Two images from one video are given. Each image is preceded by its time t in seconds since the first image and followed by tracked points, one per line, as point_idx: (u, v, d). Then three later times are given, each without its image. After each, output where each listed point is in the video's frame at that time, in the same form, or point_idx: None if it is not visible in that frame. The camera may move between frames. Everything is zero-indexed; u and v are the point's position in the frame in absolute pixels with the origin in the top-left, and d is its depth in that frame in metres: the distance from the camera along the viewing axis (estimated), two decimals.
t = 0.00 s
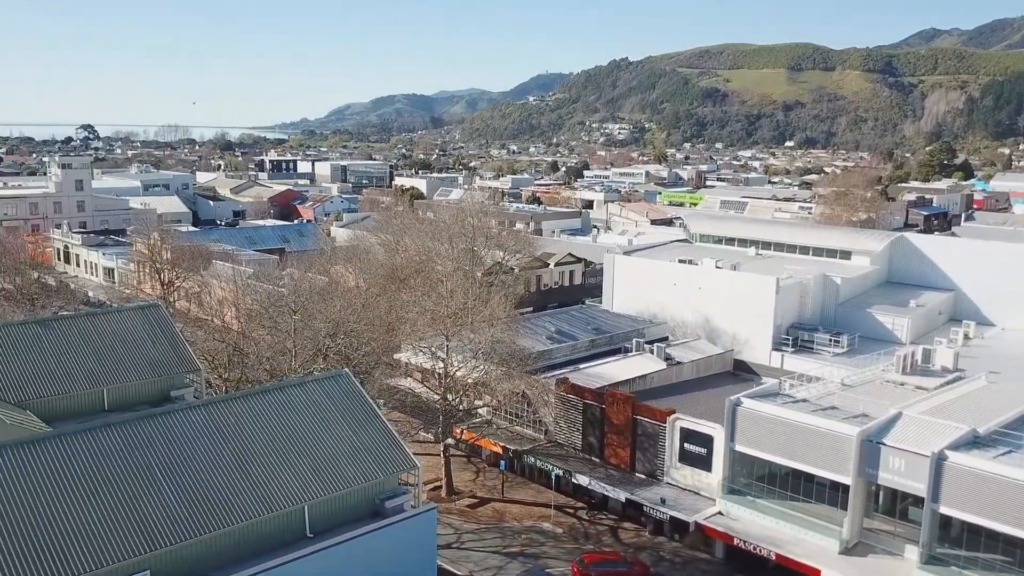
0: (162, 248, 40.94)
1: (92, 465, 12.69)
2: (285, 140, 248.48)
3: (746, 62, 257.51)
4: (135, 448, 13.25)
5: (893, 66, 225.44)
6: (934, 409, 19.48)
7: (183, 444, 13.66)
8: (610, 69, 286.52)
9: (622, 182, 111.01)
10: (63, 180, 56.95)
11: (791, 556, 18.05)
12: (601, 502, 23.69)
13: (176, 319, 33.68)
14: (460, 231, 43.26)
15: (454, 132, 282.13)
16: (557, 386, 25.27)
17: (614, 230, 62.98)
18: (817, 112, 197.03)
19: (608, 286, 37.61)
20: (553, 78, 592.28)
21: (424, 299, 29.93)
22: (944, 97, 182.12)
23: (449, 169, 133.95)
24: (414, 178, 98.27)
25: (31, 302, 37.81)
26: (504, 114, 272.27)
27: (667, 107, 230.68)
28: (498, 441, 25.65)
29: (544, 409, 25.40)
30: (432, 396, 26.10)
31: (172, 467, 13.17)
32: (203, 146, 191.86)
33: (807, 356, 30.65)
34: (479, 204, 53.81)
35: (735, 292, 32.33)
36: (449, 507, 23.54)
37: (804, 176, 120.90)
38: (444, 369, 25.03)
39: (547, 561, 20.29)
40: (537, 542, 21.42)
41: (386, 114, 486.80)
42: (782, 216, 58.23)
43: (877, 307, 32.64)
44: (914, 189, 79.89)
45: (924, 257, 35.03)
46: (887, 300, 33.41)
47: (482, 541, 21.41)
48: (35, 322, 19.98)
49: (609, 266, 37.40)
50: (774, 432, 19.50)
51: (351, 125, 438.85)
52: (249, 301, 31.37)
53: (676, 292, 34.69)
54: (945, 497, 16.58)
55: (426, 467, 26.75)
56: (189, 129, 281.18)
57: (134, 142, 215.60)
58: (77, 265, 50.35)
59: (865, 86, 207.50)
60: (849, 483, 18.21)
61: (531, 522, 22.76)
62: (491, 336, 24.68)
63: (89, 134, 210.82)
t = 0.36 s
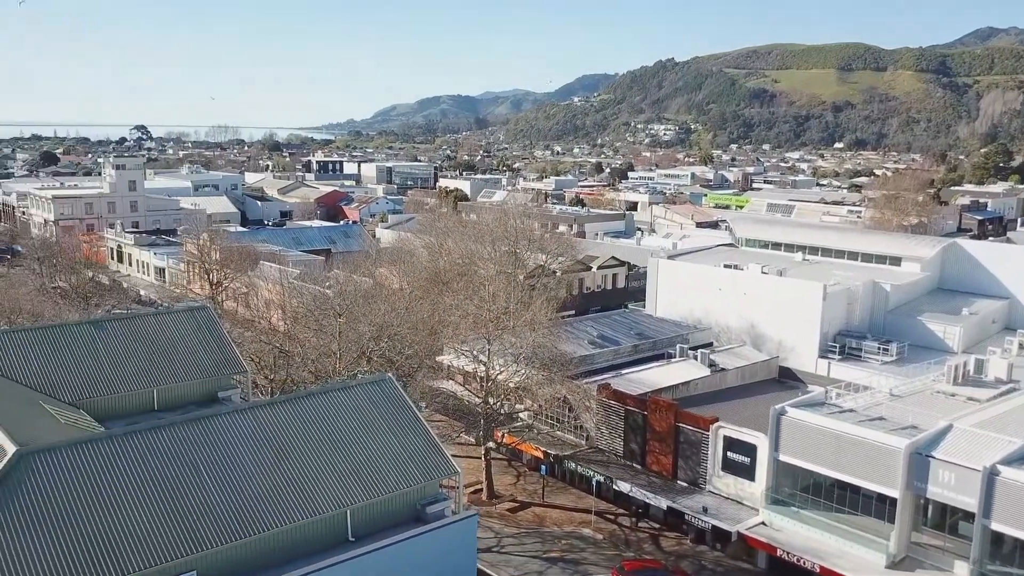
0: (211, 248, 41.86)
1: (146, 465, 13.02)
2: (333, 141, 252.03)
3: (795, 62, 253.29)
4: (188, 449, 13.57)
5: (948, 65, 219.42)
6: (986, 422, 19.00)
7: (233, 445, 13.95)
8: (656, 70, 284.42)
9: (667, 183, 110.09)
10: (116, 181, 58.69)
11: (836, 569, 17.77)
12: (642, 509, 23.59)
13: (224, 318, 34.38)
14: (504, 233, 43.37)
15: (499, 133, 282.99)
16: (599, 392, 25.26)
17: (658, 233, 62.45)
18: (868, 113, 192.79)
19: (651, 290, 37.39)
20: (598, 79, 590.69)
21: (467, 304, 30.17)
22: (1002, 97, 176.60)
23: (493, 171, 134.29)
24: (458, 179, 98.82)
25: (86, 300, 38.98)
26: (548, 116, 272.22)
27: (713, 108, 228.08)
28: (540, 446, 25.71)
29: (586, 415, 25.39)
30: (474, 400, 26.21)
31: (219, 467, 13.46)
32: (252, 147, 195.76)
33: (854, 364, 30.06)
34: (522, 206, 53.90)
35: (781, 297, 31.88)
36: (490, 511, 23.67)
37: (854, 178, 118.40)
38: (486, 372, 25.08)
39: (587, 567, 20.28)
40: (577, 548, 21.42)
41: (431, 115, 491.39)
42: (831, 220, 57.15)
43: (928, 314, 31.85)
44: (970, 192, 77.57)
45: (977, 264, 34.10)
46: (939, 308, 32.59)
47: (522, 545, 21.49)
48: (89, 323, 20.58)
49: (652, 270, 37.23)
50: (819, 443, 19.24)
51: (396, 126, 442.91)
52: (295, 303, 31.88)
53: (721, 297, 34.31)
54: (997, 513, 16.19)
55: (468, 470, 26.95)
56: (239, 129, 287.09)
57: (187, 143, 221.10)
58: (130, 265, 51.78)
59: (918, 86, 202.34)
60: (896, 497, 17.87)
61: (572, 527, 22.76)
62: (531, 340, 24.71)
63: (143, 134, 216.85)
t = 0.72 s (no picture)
0: (265, 249, 42.77)
1: (203, 467, 13.42)
2: (385, 142, 255.18)
3: (853, 62, 247.59)
4: (242, 452, 13.94)
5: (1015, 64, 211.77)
6: None
7: (286, 449, 14.30)
8: (709, 70, 281.07)
9: (719, 186, 108.64)
10: (175, 183, 60.43)
11: None
12: (689, 518, 23.40)
13: (279, 319, 35.14)
14: (552, 237, 43.36)
15: (549, 134, 283.11)
16: (647, 399, 25.14)
17: (710, 237, 61.59)
18: (929, 114, 187.30)
19: (703, 296, 37.07)
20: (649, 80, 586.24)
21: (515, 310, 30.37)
22: None
23: (542, 172, 134.37)
24: (509, 181, 99.08)
25: (146, 300, 40.24)
26: (599, 117, 271.26)
27: (767, 109, 224.32)
28: (586, 452, 25.69)
29: (634, 422, 25.28)
30: (521, 404, 26.31)
31: (271, 472, 13.77)
32: (307, 148, 199.57)
33: (910, 376, 29.35)
34: (572, 210, 53.80)
35: (835, 305, 31.26)
36: (536, 516, 23.74)
37: (914, 181, 115.06)
38: (533, 377, 25.14)
39: None
40: (623, 556, 21.34)
41: (481, 117, 493.97)
42: (889, 225, 55.69)
43: (989, 324, 30.86)
44: None
45: None
46: (1001, 318, 31.54)
47: (568, 551, 21.53)
48: (147, 324, 21.40)
49: (703, 276, 36.90)
50: (873, 456, 18.88)
51: (448, 127, 445.75)
52: (347, 304, 32.40)
53: (773, 304, 33.81)
54: None
55: (515, 474, 27.06)
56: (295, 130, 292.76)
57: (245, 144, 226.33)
58: (187, 265, 53.27)
59: (983, 87, 195.75)
60: (953, 514, 17.43)
61: (618, 535, 22.70)
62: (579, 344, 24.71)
63: (201, 135, 222.84)
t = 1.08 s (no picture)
0: (313, 251, 43.58)
1: (250, 470, 13.75)
2: (432, 143, 257.59)
3: (908, 62, 241.80)
4: (288, 457, 14.26)
5: None
6: None
7: (330, 455, 14.58)
8: (758, 71, 277.35)
9: (768, 188, 107.13)
10: (226, 185, 61.84)
11: None
12: (733, 527, 23.18)
13: (326, 320, 35.80)
14: (597, 240, 43.25)
15: (595, 136, 282.52)
16: (692, 407, 24.96)
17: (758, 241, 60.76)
18: (987, 115, 181.92)
19: (750, 302, 36.64)
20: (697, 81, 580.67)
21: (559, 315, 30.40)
22: None
23: (588, 174, 134.08)
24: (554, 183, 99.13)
25: (198, 300, 41.31)
26: (645, 119, 269.71)
27: (818, 110, 220.35)
28: (630, 458, 25.60)
29: (678, 429, 25.12)
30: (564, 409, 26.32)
31: (315, 476, 14.06)
32: (356, 149, 202.51)
33: (964, 387, 28.65)
34: (617, 213, 53.60)
35: (886, 313, 30.61)
36: (578, 522, 23.73)
37: (972, 184, 111.74)
38: (576, 383, 25.16)
39: None
40: (665, 564, 21.22)
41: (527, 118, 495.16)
42: (945, 230, 54.22)
43: None
44: None
45: None
46: None
47: (610, 558, 21.49)
48: (198, 326, 22.01)
49: (750, 281, 36.47)
50: (924, 469, 18.51)
51: (494, 129, 447.42)
52: (393, 307, 32.84)
53: (822, 311, 33.25)
54: None
55: (557, 480, 27.08)
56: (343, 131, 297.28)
57: (295, 146, 230.52)
58: (238, 265, 54.55)
59: None
60: (1008, 530, 16.98)
61: (660, 543, 22.57)
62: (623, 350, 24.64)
63: (252, 136, 227.63)
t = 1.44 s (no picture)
0: (365, 254, 44.27)
1: (299, 476, 14.06)
2: (482, 144, 259.11)
3: (972, 62, 234.30)
4: (336, 462, 14.54)
5: None
6: None
7: (377, 462, 14.83)
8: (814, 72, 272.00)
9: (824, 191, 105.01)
10: (280, 186, 63.25)
11: None
12: (783, 539, 22.85)
13: (378, 322, 36.36)
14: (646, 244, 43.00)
15: (645, 137, 280.51)
16: (742, 416, 24.70)
17: (812, 245, 59.44)
18: None
19: (802, 309, 36.04)
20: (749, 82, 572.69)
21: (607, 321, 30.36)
22: None
23: (639, 175, 133.20)
24: (604, 184, 98.69)
25: (252, 301, 42.25)
26: (697, 120, 266.85)
27: (876, 111, 215.20)
28: (677, 467, 25.45)
29: (727, 438, 24.88)
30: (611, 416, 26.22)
31: (361, 483, 14.31)
32: (407, 151, 204.75)
33: None
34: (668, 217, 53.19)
35: (944, 322, 29.80)
36: (624, 530, 23.64)
37: None
38: (624, 389, 25.05)
39: None
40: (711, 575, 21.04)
41: (577, 120, 494.54)
42: (1010, 236, 52.44)
43: None
44: None
45: None
46: None
47: (655, 567, 21.38)
48: (252, 331, 22.59)
49: (803, 288, 35.87)
50: (981, 485, 18.04)
51: (544, 131, 447.25)
52: (443, 310, 33.18)
53: (877, 319, 32.51)
54: None
55: (603, 487, 27.01)
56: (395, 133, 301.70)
57: (348, 149, 234.08)
58: (290, 266, 55.71)
59: None
60: None
61: (708, 553, 22.36)
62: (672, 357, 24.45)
63: (307, 138, 232.16)
